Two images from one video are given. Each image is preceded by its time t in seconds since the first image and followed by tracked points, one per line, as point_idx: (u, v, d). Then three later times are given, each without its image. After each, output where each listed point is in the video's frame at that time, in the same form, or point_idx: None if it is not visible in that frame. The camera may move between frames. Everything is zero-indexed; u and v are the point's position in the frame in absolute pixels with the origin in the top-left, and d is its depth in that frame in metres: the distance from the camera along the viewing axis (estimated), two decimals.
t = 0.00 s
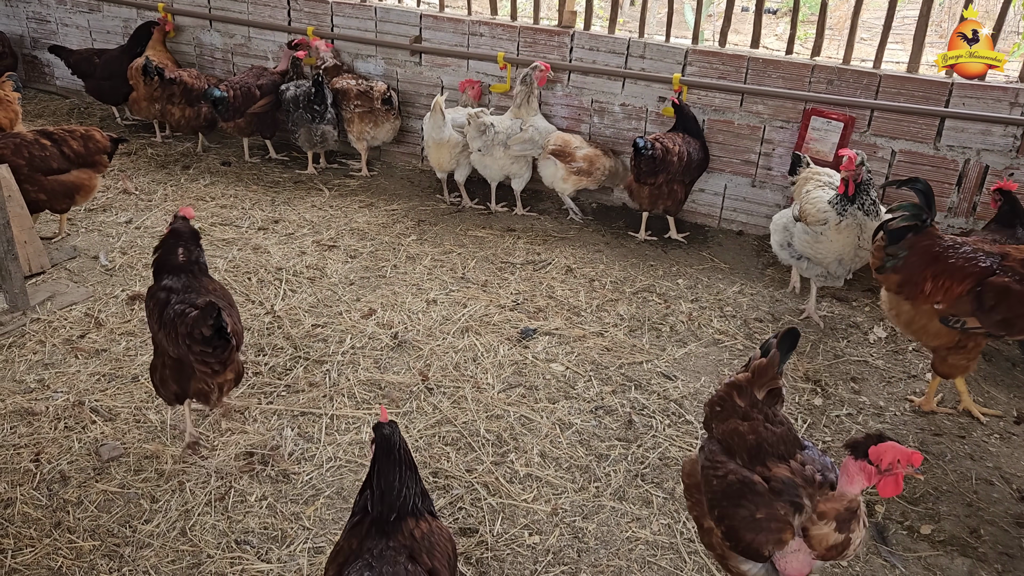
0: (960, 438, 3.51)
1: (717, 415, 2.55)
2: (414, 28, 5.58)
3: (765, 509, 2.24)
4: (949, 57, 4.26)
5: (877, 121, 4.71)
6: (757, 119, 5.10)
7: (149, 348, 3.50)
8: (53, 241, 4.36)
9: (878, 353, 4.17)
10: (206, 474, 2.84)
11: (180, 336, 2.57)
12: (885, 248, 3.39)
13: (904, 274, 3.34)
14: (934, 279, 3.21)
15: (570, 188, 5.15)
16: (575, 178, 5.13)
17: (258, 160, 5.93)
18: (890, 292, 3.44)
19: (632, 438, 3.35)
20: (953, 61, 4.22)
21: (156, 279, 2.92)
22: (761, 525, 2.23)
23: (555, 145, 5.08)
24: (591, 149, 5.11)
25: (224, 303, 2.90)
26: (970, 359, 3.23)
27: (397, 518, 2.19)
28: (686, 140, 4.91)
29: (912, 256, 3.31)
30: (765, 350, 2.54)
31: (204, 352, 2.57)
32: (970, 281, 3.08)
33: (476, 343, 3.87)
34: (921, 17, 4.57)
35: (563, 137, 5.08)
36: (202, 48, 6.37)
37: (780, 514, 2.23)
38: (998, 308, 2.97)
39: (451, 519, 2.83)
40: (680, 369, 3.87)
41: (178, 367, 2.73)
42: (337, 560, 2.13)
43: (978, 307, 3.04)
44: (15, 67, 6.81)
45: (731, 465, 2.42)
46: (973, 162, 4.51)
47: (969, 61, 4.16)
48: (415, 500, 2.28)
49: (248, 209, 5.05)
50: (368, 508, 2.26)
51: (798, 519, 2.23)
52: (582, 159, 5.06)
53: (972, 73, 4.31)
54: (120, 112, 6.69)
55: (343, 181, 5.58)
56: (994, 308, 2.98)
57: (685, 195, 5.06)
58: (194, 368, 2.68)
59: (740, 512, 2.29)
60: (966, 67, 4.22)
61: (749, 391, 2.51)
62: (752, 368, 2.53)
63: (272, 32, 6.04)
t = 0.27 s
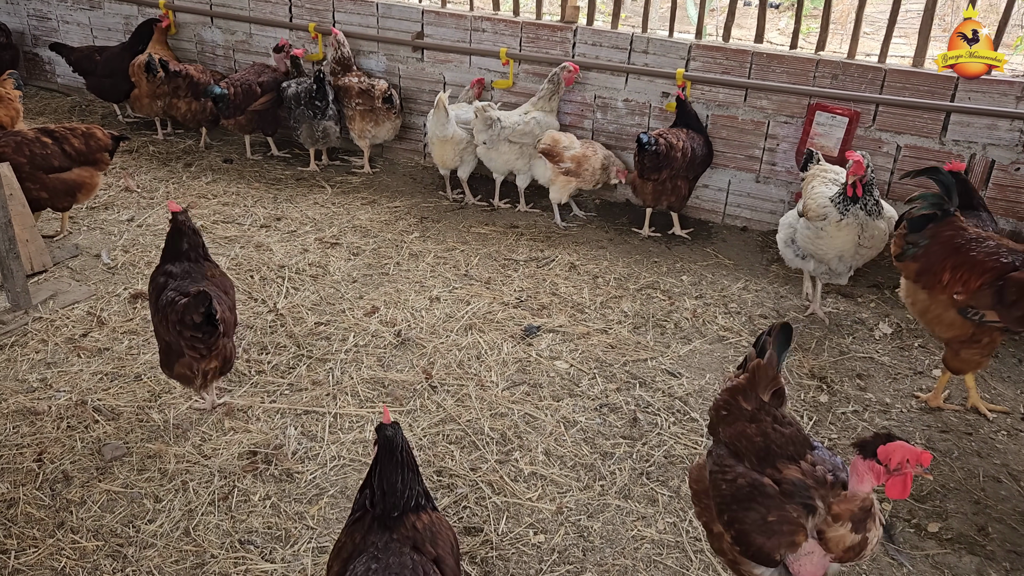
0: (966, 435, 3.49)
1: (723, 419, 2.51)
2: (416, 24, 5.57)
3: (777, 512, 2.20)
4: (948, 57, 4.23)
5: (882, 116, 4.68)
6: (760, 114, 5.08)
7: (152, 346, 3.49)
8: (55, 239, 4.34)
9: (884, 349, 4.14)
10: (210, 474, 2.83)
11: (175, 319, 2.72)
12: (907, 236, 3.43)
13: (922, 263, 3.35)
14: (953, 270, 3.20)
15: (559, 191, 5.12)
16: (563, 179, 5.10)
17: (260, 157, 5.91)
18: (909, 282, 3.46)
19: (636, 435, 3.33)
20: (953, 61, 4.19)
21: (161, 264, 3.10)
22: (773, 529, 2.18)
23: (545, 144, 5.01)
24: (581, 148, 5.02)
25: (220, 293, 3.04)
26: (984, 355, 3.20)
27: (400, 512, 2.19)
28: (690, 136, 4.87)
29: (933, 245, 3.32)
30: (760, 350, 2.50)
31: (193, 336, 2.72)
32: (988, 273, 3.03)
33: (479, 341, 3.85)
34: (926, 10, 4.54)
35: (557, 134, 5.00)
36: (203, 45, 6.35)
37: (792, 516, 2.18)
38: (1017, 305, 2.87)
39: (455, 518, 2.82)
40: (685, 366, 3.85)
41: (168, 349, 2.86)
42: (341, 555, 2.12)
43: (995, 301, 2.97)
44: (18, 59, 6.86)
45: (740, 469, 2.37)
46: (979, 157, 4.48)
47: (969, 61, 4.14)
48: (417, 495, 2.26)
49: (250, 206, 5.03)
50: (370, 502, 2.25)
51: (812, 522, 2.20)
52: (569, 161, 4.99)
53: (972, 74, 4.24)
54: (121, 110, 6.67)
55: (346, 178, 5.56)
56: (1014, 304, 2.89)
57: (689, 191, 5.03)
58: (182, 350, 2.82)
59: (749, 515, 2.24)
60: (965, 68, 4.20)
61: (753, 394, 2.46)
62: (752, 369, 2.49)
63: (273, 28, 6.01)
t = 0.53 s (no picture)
0: (974, 433, 3.46)
1: (742, 430, 2.44)
2: (418, 19, 5.54)
3: (806, 524, 2.12)
4: (948, 57, 4.18)
5: (888, 111, 4.65)
6: (765, 109, 5.04)
7: (154, 345, 3.47)
8: (57, 237, 4.33)
9: (890, 346, 4.11)
10: (212, 474, 2.81)
11: (161, 284, 2.89)
12: (921, 228, 3.39)
13: (936, 256, 3.31)
14: (967, 264, 3.15)
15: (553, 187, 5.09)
16: (558, 177, 5.04)
17: (262, 153, 5.89)
18: (922, 275, 3.41)
19: (641, 434, 3.31)
20: (953, 61, 4.14)
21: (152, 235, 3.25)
22: (802, 542, 2.09)
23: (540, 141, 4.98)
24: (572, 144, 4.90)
25: (205, 260, 3.16)
26: (995, 352, 3.16)
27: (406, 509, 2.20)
28: (696, 132, 4.84)
29: (948, 239, 3.28)
30: (772, 359, 2.50)
31: (177, 301, 2.87)
32: (1005, 268, 2.99)
33: (483, 338, 3.82)
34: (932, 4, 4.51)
35: (550, 132, 4.96)
36: (205, 41, 6.31)
37: (822, 530, 2.10)
38: None
39: (460, 518, 2.80)
40: (690, 364, 3.83)
41: (157, 313, 3.02)
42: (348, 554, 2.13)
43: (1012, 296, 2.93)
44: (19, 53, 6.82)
45: (762, 482, 2.30)
46: (986, 152, 4.44)
47: (969, 61, 4.08)
48: (418, 491, 2.29)
49: (253, 203, 5.00)
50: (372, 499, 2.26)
51: (844, 537, 2.10)
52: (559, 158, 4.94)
53: (972, 73, 4.18)
54: (123, 106, 6.65)
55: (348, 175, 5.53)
56: None
57: (693, 187, 4.99)
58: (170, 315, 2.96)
59: (777, 527, 2.16)
60: (965, 67, 4.14)
61: (772, 404, 2.43)
62: (766, 375, 2.48)
63: (274, 24, 5.98)
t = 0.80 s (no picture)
0: (986, 433, 3.41)
1: (766, 436, 2.23)
2: (423, 13, 5.50)
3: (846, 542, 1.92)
4: (948, 57, 4.10)
5: (897, 106, 4.60)
6: (773, 104, 4.99)
7: (157, 343, 3.45)
8: (59, 233, 4.30)
9: (900, 344, 4.06)
10: (216, 473, 2.79)
11: (170, 268, 2.99)
12: (938, 221, 3.32)
13: (952, 249, 3.25)
14: (984, 259, 3.09)
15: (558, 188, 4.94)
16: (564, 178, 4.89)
17: (265, 149, 5.84)
18: (937, 269, 3.35)
19: (649, 433, 3.27)
20: (953, 61, 4.06)
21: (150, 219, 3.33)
22: (842, 560, 1.92)
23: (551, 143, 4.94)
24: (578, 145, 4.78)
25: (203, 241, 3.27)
26: (1008, 349, 3.12)
27: (412, 475, 2.35)
28: (703, 127, 4.79)
29: (965, 232, 3.22)
30: (801, 363, 2.30)
31: (187, 284, 2.99)
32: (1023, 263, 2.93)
33: (488, 336, 3.79)
34: None
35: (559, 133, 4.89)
36: (207, 36, 6.27)
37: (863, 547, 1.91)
38: None
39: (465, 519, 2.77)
40: (698, 362, 3.78)
41: (168, 299, 3.14)
42: (360, 518, 2.29)
43: None
44: (23, 45, 6.91)
45: (793, 493, 2.09)
46: (996, 147, 4.39)
47: (969, 61, 4.01)
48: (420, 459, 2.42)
49: (256, 200, 4.96)
50: (376, 470, 2.39)
51: (882, 556, 1.92)
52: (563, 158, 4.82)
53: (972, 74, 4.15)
54: (126, 101, 6.61)
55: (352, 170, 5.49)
56: None
57: (701, 183, 4.94)
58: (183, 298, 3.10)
59: (814, 543, 1.97)
60: (965, 67, 4.09)
61: (800, 408, 2.22)
62: (791, 379, 2.29)
63: (278, 18, 5.94)
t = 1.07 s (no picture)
0: (1010, 438, 3.31)
1: (802, 452, 2.14)
2: (430, 8, 5.43)
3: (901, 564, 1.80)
4: (948, 57, 4.15)
5: (915, 101, 4.49)
6: (788, 100, 4.89)
7: (161, 344, 3.39)
8: (63, 231, 4.25)
9: (920, 346, 3.96)
10: (220, 479, 2.72)
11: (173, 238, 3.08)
12: (961, 219, 3.22)
13: (978, 248, 3.14)
14: (1011, 259, 2.98)
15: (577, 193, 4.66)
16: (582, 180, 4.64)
17: (271, 146, 5.77)
18: (962, 268, 3.23)
19: (663, 438, 3.19)
20: (953, 61, 4.11)
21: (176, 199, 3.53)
22: None
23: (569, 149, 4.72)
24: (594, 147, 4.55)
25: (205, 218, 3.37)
26: None
27: (420, 456, 2.38)
28: (716, 124, 4.70)
29: (991, 230, 3.10)
30: (836, 373, 2.25)
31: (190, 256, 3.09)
32: None
33: (498, 338, 3.71)
34: None
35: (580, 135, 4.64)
36: (213, 31, 6.20)
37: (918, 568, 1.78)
38: None
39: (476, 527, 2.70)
40: (713, 364, 3.70)
41: (169, 266, 3.22)
42: (375, 499, 2.31)
43: None
44: (27, 40, 6.84)
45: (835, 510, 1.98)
46: (1017, 144, 4.28)
47: (969, 61, 4.05)
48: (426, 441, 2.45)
49: (262, 197, 4.89)
50: (384, 457, 2.42)
51: None
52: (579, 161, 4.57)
53: (972, 73, 4.19)
54: (131, 98, 6.55)
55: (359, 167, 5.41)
56: None
57: (714, 181, 4.86)
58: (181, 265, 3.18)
59: (865, 564, 1.85)
60: (965, 67, 4.12)
61: (836, 420, 2.15)
62: (826, 390, 2.21)
63: (284, 13, 5.86)
